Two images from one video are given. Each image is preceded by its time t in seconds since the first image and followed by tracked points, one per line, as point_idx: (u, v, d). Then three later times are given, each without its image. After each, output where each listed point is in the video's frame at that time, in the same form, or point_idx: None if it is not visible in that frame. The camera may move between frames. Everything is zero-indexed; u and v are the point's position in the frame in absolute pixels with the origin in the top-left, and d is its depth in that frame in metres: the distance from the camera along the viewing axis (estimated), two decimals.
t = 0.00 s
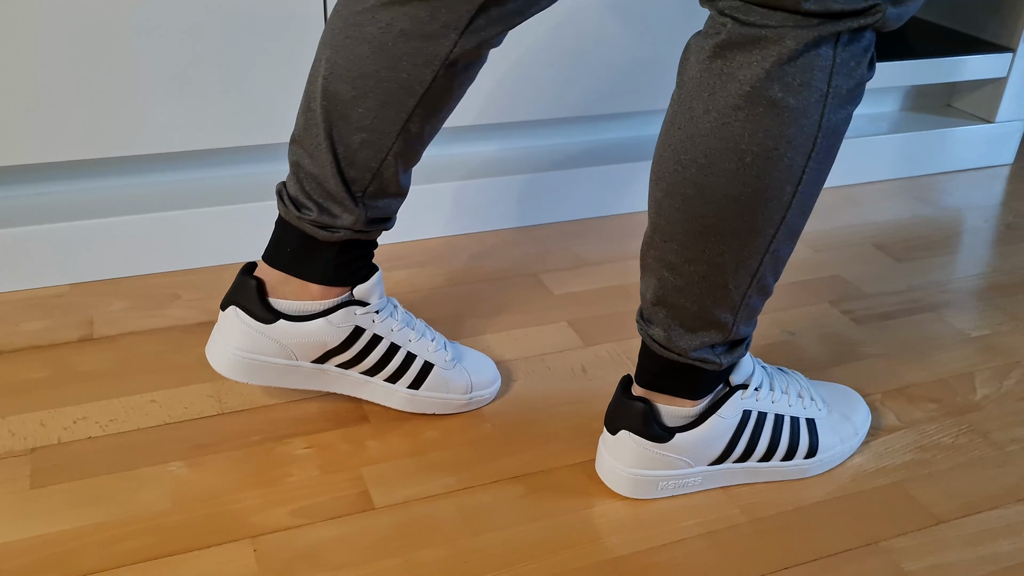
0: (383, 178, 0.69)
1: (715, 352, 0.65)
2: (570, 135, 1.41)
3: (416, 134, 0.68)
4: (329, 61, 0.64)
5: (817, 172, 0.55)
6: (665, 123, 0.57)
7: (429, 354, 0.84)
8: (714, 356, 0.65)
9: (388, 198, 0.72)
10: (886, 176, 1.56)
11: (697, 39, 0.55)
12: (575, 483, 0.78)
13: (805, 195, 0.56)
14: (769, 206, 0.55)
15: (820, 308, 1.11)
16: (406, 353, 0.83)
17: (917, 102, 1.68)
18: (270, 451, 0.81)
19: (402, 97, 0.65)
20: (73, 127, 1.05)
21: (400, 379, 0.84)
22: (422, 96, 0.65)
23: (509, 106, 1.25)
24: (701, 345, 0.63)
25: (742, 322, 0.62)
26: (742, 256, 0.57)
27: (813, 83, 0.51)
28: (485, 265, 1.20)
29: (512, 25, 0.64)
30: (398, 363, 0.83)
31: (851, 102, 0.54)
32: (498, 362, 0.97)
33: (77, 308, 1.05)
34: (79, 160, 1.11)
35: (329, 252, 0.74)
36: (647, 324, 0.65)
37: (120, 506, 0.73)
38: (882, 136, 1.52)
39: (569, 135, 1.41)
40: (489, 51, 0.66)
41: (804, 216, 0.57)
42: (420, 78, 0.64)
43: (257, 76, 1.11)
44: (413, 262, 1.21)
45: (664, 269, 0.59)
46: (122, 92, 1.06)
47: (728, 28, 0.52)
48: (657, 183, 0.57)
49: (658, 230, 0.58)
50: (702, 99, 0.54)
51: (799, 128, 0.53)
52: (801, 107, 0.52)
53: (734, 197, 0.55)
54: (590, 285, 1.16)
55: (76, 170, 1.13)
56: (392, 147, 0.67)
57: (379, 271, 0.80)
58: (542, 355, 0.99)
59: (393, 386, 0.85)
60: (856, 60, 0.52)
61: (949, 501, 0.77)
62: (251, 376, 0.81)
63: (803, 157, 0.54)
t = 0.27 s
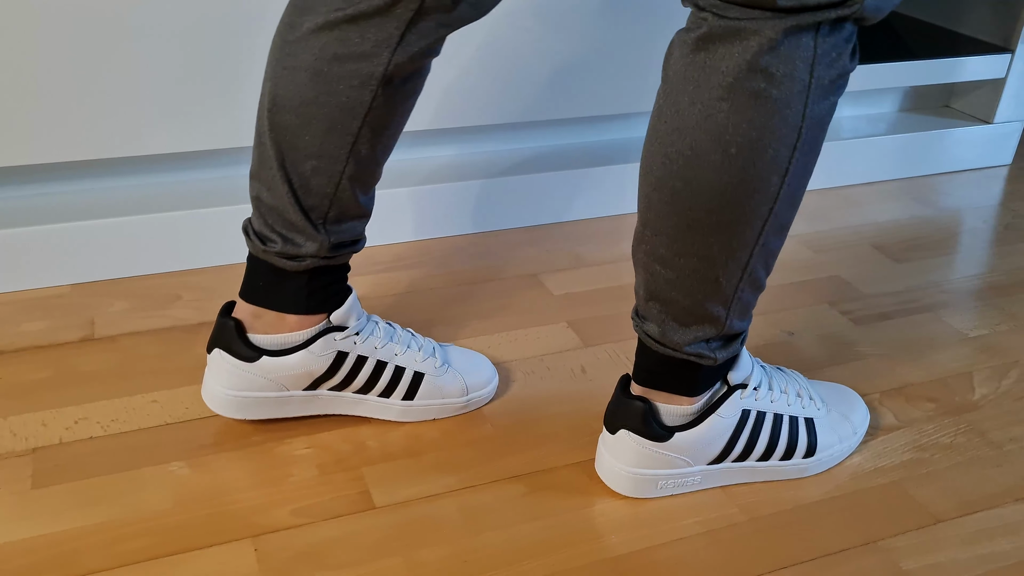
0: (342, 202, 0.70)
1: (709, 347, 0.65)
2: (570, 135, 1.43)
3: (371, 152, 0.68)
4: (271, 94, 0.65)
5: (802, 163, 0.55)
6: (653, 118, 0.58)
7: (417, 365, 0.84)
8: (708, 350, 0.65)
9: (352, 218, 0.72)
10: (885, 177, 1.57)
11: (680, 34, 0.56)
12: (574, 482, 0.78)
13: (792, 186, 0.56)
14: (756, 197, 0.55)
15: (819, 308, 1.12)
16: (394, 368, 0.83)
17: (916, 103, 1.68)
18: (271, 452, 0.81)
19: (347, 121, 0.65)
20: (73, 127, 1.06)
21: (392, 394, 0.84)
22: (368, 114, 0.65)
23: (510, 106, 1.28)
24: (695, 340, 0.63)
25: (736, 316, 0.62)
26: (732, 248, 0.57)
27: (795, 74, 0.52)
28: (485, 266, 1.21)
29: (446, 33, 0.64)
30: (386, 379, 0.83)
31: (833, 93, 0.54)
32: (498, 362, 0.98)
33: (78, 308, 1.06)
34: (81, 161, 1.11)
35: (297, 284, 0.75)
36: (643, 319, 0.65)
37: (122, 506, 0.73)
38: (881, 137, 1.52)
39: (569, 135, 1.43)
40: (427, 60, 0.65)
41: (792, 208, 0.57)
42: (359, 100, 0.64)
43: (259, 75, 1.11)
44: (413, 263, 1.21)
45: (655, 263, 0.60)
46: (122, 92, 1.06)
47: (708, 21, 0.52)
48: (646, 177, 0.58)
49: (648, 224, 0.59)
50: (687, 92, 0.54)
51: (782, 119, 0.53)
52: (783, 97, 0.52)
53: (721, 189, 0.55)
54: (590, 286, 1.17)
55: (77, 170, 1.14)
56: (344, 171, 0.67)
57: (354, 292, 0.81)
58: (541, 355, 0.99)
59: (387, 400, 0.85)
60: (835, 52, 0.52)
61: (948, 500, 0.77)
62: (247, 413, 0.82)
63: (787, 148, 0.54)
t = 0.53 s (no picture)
0: (316, 211, 0.70)
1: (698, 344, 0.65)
2: (568, 136, 1.43)
3: (340, 160, 0.68)
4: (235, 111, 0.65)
5: (772, 154, 0.55)
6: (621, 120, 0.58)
7: (412, 368, 0.84)
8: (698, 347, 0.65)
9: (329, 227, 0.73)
10: (885, 177, 1.56)
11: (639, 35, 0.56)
12: (575, 482, 0.78)
13: (764, 177, 0.56)
14: (729, 190, 0.55)
15: (819, 309, 1.12)
16: (389, 373, 0.83)
17: (916, 103, 1.68)
18: (271, 452, 0.81)
19: (310, 131, 0.65)
20: (73, 126, 1.06)
21: (390, 397, 0.84)
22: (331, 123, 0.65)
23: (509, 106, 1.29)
24: (683, 337, 0.63)
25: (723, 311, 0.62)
26: (709, 243, 0.57)
27: (754, 66, 0.52)
28: (485, 267, 1.21)
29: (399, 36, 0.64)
30: (383, 384, 0.83)
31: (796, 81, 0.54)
32: (499, 363, 0.98)
33: (78, 308, 1.06)
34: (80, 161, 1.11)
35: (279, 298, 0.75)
36: (633, 320, 0.65)
37: (122, 506, 0.73)
38: (880, 137, 1.52)
39: (567, 135, 1.43)
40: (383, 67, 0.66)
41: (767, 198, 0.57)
42: (321, 110, 0.65)
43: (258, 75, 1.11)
44: (414, 263, 1.21)
45: (636, 263, 0.60)
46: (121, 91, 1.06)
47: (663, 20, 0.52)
48: (620, 179, 0.58)
49: (626, 225, 0.59)
50: (649, 92, 0.54)
51: (745, 111, 0.53)
52: (744, 89, 0.52)
53: (693, 185, 0.55)
54: (590, 286, 1.17)
55: (77, 170, 1.14)
56: (315, 181, 0.68)
57: (342, 301, 0.81)
58: (541, 355, 0.99)
59: (385, 403, 0.85)
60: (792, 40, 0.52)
61: (948, 500, 0.77)
62: (249, 429, 0.82)
63: (754, 140, 0.54)
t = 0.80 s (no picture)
0: (303, 209, 0.70)
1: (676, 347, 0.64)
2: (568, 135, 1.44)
3: (323, 157, 0.68)
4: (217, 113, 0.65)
5: (717, 155, 0.54)
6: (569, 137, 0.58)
7: (412, 367, 0.84)
8: (672, 351, 0.64)
9: (316, 224, 0.72)
10: (885, 176, 1.57)
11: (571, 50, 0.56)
12: (575, 482, 0.78)
13: (714, 177, 0.54)
14: (673, 197, 0.54)
15: (819, 309, 1.12)
16: (389, 373, 0.83)
17: (916, 103, 1.68)
18: (271, 452, 0.81)
19: (291, 129, 0.65)
20: (73, 126, 1.06)
21: (390, 396, 0.84)
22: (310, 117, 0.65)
23: (509, 106, 1.29)
24: (663, 342, 0.63)
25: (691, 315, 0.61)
26: (666, 249, 0.56)
27: (677, 72, 0.51)
28: (485, 267, 1.21)
29: (372, 29, 0.63)
30: (383, 384, 0.83)
31: (729, 79, 0.53)
32: (499, 363, 0.98)
33: (78, 308, 1.06)
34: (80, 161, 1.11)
35: (269, 300, 0.75)
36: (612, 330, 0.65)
37: (122, 506, 0.73)
38: (881, 136, 1.52)
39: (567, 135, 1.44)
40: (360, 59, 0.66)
41: (723, 197, 0.56)
42: (299, 106, 0.64)
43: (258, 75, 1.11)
44: (414, 263, 1.21)
45: (603, 275, 0.60)
46: (121, 91, 1.06)
47: (584, 37, 0.52)
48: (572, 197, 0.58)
49: (586, 240, 0.59)
50: (582, 109, 0.54)
51: (676, 118, 0.52)
52: (671, 96, 0.51)
53: (638, 196, 0.54)
54: (590, 286, 1.17)
55: (77, 170, 1.14)
56: (299, 178, 0.68)
57: (338, 301, 0.81)
58: (542, 355, 0.99)
59: (386, 403, 0.85)
60: (716, 39, 0.51)
61: (948, 500, 0.77)
62: (249, 429, 0.82)
63: (692, 145, 0.53)
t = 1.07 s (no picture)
0: (304, 208, 0.70)
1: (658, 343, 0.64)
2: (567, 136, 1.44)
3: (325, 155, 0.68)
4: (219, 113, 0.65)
5: (681, 149, 0.53)
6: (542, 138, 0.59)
7: (411, 367, 0.84)
8: (650, 348, 0.64)
9: (318, 223, 0.72)
10: (885, 176, 1.56)
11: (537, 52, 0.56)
12: (575, 482, 0.78)
13: (681, 171, 0.54)
14: (640, 194, 0.54)
15: (819, 308, 1.12)
16: (388, 373, 0.83)
17: (916, 103, 1.68)
18: (271, 451, 0.81)
19: (292, 127, 0.65)
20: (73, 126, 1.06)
21: (390, 396, 0.84)
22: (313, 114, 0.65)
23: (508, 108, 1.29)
24: (645, 339, 0.63)
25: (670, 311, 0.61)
26: (639, 246, 0.56)
27: (633, 68, 0.50)
28: (485, 268, 1.21)
29: (373, 28, 0.64)
30: (383, 383, 0.83)
31: (688, 72, 0.52)
32: (499, 363, 0.98)
33: (78, 308, 1.06)
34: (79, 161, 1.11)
35: (269, 300, 0.76)
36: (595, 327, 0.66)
37: (122, 506, 0.73)
38: (881, 136, 1.52)
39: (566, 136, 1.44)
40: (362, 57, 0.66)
41: (693, 191, 0.55)
42: (301, 104, 0.65)
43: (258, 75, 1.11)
44: (414, 263, 1.21)
45: (579, 272, 0.61)
46: (121, 91, 1.06)
47: (543, 38, 0.53)
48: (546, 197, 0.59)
49: (562, 238, 0.60)
50: (546, 110, 0.55)
51: (635, 114, 0.51)
52: (629, 93, 0.51)
53: (604, 194, 0.55)
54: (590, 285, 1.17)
55: (77, 169, 1.14)
56: (300, 177, 0.68)
57: (338, 300, 0.81)
58: (542, 355, 0.99)
59: (386, 403, 0.85)
60: (671, 33, 0.50)
61: (947, 500, 0.77)
62: (250, 430, 0.83)
63: (653, 141, 0.52)
